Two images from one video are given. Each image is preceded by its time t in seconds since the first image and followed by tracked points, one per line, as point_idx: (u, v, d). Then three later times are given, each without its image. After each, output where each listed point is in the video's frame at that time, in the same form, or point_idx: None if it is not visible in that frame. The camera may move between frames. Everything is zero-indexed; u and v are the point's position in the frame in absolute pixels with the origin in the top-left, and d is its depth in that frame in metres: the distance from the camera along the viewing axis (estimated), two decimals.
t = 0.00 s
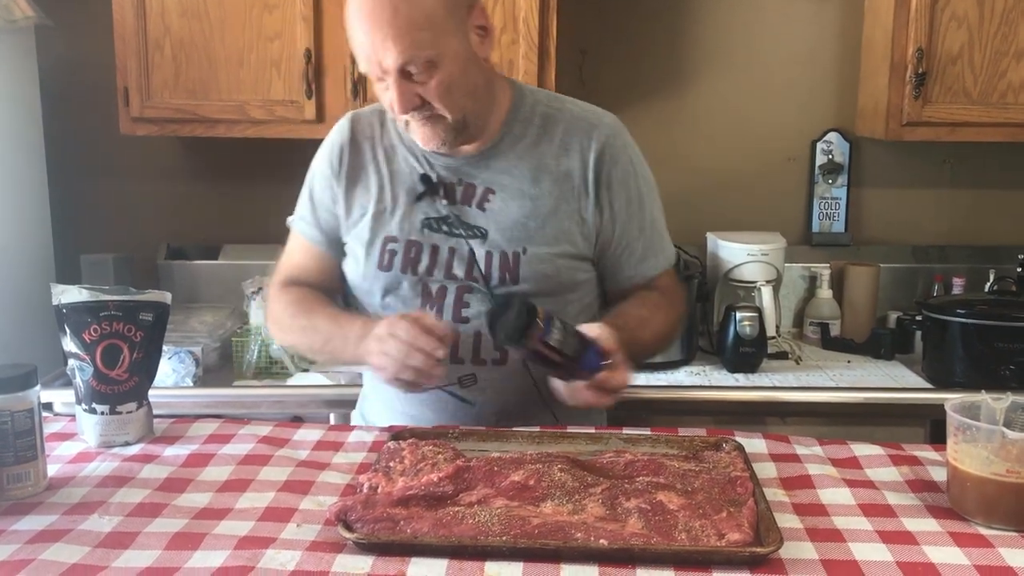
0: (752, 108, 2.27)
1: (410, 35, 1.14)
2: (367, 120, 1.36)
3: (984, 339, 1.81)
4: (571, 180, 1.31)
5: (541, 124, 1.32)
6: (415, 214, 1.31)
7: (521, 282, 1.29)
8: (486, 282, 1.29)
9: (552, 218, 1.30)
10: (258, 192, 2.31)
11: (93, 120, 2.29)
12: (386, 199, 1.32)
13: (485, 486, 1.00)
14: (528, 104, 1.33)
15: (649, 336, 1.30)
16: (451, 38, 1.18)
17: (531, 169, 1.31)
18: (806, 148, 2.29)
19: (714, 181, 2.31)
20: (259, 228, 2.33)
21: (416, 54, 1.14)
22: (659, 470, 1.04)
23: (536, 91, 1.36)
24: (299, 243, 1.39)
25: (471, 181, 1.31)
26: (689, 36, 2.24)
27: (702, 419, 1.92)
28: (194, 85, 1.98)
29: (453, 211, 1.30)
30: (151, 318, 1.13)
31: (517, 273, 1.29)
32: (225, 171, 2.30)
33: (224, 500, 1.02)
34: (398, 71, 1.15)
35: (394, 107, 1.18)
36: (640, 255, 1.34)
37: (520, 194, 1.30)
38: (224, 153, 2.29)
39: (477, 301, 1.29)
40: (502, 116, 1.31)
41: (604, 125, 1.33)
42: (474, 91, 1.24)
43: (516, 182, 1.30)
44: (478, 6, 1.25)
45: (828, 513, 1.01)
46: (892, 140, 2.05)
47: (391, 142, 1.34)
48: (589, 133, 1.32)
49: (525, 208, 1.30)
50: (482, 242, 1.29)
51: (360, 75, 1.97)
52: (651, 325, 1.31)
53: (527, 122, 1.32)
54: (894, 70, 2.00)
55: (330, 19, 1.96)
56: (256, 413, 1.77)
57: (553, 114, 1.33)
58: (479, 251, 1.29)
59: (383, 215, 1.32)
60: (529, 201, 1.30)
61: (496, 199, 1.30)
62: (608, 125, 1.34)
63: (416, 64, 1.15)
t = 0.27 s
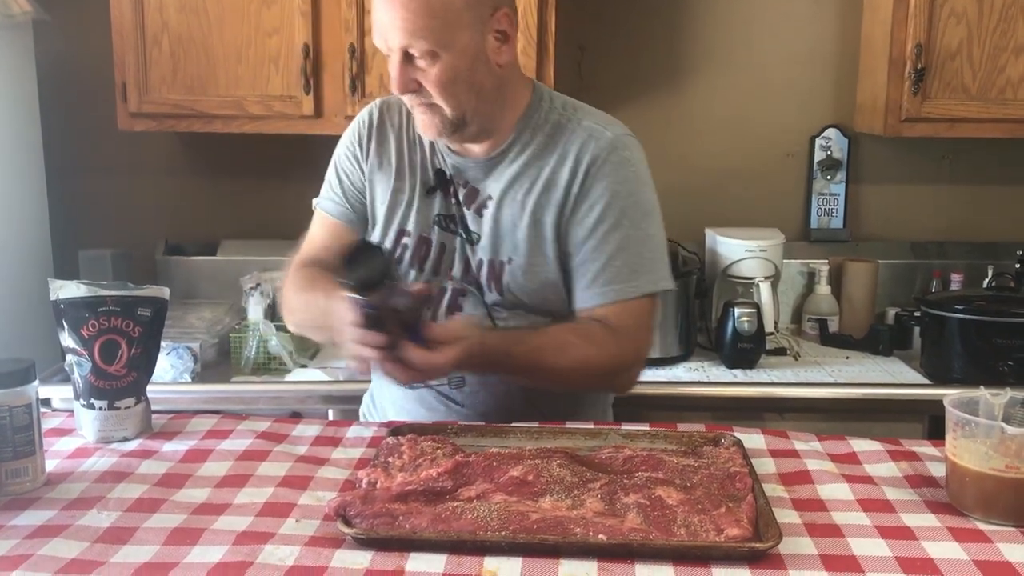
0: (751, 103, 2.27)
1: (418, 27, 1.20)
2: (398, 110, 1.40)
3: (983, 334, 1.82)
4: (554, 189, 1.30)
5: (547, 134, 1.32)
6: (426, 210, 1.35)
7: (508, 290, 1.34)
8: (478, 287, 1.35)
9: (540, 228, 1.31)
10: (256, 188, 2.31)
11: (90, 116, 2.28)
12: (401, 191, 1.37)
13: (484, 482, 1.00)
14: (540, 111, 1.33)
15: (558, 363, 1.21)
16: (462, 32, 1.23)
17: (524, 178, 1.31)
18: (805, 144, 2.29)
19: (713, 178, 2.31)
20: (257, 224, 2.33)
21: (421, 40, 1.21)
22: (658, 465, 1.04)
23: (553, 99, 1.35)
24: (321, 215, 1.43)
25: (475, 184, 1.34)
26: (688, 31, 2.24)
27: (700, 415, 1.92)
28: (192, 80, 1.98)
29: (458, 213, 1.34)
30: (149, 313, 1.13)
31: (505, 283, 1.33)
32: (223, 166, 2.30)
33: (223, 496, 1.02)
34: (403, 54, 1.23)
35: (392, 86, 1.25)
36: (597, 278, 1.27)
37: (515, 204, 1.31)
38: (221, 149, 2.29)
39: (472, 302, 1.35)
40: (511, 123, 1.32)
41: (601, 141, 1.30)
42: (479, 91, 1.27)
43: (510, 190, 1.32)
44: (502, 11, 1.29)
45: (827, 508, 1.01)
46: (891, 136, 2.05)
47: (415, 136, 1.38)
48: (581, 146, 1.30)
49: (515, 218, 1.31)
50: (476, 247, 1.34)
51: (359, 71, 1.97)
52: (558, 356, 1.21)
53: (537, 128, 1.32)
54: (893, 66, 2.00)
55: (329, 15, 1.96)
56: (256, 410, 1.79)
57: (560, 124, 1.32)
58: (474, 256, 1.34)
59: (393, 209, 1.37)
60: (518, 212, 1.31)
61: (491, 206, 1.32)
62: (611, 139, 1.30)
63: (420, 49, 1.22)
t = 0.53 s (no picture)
0: (750, 99, 2.27)
1: (308, 17, 1.11)
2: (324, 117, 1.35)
3: (981, 330, 1.82)
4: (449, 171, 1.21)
5: (449, 119, 1.22)
6: (348, 214, 1.30)
7: (433, 286, 1.25)
8: (405, 287, 1.26)
9: (447, 220, 1.22)
10: (256, 184, 2.31)
11: (90, 111, 2.28)
12: (324, 199, 1.32)
13: (483, 477, 1.00)
14: (456, 98, 1.23)
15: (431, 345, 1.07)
16: (351, 18, 1.12)
17: (431, 166, 1.22)
18: (804, 140, 2.28)
19: (712, 174, 2.31)
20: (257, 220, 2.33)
21: (311, 30, 1.12)
22: (657, 461, 1.04)
23: (460, 84, 1.25)
24: (265, 243, 1.40)
25: (390, 181, 1.26)
26: (687, 27, 2.24)
27: (699, 410, 1.93)
28: (192, 75, 1.97)
29: (376, 212, 1.27)
30: (149, 309, 1.13)
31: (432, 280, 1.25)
32: (222, 162, 2.30)
33: (223, 491, 1.02)
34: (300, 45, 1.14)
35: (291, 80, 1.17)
36: (482, 250, 1.13)
37: (425, 195, 1.23)
38: (221, 145, 2.29)
39: (400, 301, 1.27)
40: (417, 113, 1.23)
41: (496, 115, 1.18)
42: (379, 85, 1.18)
43: (420, 181, 1.23)
44: None
45: (825, 504, 1.01)
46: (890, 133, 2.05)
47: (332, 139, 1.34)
48: (485, 124, 1.18)
49: (429, 210, 1.23)
50: (397, 245, 1.26)
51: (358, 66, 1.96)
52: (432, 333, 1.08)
53: (441, 115, 1.22)
54: (893, 62, 1.99)
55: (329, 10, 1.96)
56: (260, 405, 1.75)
57: (461, 105, 1.23)
58: (397, 254, 1.26)
59: (320, 213, 1.33)
60: (430, 203, 1.22)
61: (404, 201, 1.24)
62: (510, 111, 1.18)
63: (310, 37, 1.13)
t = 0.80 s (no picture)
0: (749, 98, 2.27)
1: (203, 39, 1.19)
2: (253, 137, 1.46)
3: (980, 328, 1.82)
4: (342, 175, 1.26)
5: (345, 124, 1.28)
6: (276, 226, 1.39)
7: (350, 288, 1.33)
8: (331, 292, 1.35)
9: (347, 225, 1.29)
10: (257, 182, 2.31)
11: (91, 110, 2.28)
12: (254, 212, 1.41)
13: (482, 474, 1.00)
14: (354, 100, 1.30)
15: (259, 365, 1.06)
16: (248, 35, 1.21)
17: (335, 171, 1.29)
18: (804, 138, 2.29)
19: (713, 171, 2.31)
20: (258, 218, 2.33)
21: (211, 57, 1.21)
22: (657, 458, 1.04)
23: (361, 87, 1.31)
24: (219, 263, 1.52)
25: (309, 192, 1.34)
26: (687, 25, 2.24)
27: (699, 407, 1.93)
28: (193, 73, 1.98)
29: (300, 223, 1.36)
30: (150, 307, 1.14)
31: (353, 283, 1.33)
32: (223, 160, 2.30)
33: (224, 487, 1.02)
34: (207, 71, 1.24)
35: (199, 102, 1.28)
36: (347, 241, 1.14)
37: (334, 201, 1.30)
38: (222, 143, 2.29)
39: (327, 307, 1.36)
40: (319, 121, 1.30)
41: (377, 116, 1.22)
42: (279, 94, 1.26)
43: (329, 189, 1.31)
44: (293, 8, 1.24)
45: (824, 501, 1.02)
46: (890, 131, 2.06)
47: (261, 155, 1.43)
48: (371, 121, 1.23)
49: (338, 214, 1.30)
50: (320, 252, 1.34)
51: (359, 65, 1.96)
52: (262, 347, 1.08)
53: (342, 119, 1.29)
54: (893, 60, 2.00)
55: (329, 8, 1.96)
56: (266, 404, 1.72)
57: (356, 107, 1.29)
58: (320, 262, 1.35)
59: (251, 227, 1.42)
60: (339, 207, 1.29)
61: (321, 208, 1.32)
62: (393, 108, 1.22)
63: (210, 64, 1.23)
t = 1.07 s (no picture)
0: (750, 99, 2.27)
1: (182, 54, 1.19)
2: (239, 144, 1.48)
3: (983, 330, 1.82)
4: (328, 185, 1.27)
5: (329, 132, 1.29)
6: (261, 234, 1.42)
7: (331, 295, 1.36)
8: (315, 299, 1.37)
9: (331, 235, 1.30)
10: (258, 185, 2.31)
11: (93, 113, 2.28)
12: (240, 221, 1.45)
13: (484, 476, 1.00)
14: (336, 109, 1.30)
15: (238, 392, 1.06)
16: (229, 47, 1.21)
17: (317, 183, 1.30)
18: (805, 139, 2.29)
19: (714, 173, 2.31)
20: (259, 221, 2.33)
21: (190, 71, 1.21)
22: (658, 460, 1.04)
23: (344, 94, 1.32)
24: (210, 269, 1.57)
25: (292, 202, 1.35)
26: (688, 26, 2.24)
27: (701, 409, 1.93)
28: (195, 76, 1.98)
29: (286, 231, 1.38)
30: (151, 309, 1.14)
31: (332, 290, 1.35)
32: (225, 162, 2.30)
33: (225, 490, 1.02)
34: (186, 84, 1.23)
35: (182, 116, 1.27)
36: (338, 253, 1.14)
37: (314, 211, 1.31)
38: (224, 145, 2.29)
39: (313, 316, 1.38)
40: (303, 130, 1.31)
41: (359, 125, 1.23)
42: (260, 105, 1.26)
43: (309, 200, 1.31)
44: (271, 16, 1.24)
45: (826, 503, 1.02)
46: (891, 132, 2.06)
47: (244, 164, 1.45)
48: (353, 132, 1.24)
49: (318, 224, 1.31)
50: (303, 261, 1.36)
51: (360, 67, 1.96)
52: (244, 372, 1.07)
53: (324, 129, 1.30)
54: (894, 61, 2.00)
55: (330, 11, 1.96)
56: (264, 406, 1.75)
57: (338, 117, 1.29)
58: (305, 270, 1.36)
59: (240, 236, 1.45)
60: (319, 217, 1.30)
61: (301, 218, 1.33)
62: (377, 117, 1.22)
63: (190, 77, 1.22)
